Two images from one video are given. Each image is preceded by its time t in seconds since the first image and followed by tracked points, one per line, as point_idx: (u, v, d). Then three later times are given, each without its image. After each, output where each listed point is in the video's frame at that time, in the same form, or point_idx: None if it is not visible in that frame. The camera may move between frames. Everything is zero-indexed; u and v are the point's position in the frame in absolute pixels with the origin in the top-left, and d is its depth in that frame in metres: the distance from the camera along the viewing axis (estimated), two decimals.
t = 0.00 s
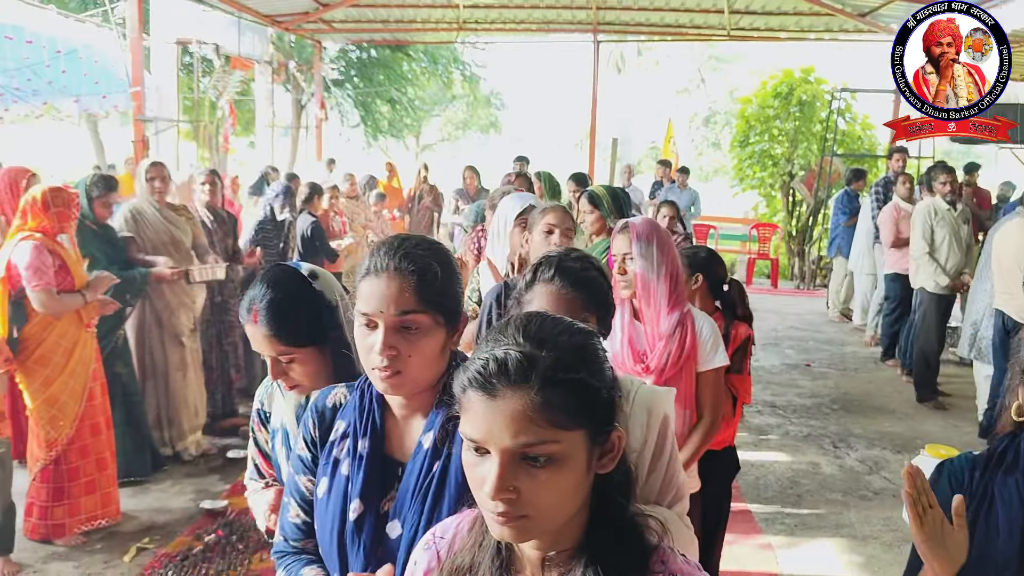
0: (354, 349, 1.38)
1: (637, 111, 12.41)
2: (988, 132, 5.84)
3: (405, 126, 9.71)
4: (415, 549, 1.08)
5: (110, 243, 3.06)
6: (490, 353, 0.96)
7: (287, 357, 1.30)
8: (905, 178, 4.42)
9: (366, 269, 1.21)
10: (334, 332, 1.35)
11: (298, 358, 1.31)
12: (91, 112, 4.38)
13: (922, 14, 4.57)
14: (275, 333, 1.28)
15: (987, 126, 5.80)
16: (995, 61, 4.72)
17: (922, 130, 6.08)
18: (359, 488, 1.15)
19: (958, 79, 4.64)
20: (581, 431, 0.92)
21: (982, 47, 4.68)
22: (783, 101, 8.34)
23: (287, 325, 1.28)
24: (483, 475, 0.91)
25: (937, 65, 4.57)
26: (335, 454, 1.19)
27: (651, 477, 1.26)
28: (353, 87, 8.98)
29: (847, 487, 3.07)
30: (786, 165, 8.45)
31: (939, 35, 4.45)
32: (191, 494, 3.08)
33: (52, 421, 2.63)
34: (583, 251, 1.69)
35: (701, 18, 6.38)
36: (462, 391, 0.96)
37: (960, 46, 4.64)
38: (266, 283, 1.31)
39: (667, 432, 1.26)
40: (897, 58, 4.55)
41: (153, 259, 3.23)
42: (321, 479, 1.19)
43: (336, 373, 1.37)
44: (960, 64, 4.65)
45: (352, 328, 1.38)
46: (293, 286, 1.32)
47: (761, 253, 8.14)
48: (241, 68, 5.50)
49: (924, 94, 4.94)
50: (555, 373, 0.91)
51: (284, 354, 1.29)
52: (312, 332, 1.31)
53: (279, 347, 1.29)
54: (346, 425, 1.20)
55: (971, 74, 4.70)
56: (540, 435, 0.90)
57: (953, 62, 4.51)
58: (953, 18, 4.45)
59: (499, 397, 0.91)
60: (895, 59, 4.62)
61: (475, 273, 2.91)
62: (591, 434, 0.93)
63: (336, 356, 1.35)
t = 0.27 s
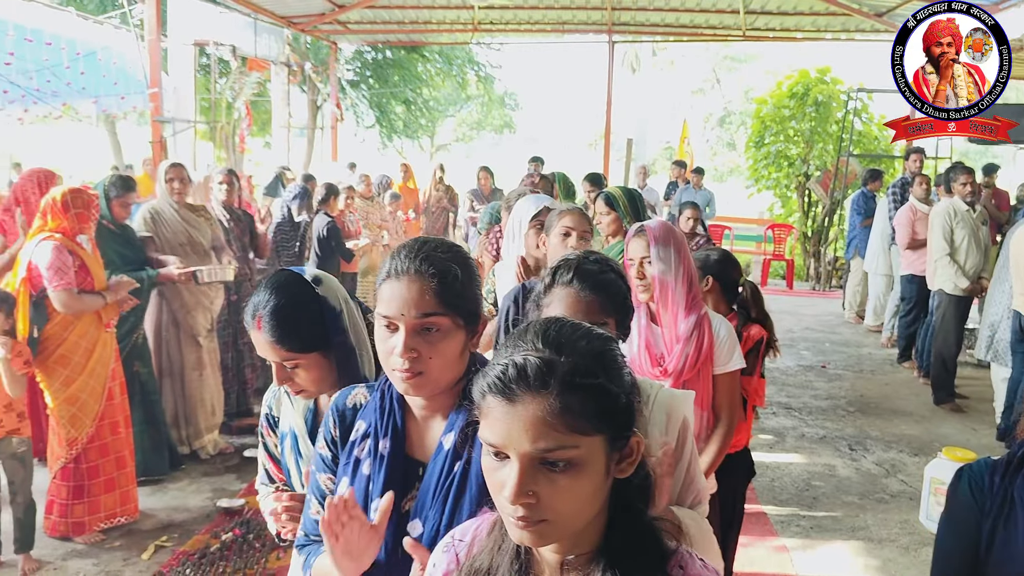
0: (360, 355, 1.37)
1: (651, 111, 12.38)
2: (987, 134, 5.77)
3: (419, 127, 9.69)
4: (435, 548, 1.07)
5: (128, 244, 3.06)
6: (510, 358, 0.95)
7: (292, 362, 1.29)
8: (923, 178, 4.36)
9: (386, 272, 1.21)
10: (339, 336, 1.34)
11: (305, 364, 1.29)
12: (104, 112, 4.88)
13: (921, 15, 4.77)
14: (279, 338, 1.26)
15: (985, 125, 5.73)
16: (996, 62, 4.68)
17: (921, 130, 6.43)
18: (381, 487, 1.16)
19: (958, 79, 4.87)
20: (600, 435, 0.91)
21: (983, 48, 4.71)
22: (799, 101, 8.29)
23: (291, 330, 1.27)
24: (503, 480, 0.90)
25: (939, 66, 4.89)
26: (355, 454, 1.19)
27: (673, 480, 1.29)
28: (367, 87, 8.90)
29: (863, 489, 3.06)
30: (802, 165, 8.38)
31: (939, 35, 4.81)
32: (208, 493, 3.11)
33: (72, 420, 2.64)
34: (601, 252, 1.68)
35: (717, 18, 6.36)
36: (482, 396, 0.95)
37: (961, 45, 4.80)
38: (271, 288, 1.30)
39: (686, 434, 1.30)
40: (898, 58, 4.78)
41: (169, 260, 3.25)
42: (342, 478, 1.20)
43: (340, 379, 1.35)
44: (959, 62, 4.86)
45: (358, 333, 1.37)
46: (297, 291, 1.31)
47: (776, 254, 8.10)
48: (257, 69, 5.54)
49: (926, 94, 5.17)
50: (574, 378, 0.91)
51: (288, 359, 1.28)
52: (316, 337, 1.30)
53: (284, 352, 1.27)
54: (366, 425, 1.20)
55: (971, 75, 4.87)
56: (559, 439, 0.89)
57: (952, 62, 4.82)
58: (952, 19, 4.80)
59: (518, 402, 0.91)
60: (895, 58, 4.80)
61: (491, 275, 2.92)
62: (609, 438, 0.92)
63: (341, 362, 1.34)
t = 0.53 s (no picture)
0: (371, 360, 1.37)
1: (670, 113, 12.40)
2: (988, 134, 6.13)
3: (438, 128, 9.68)
4: (457, 552, 1.07)
5: (151, 246, 3.10)
6: (534, 363, 0.94)
7: (301, 369, 1.29)
8: (946, 181, 4.32)
9: (410, 276, 1.21)
10: (349, 342, 1.34)
11: (313, 371, 1.30)
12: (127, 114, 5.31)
13: (922, 16, 5.11)
14: (289, 345, 1.27)
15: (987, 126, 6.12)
16: (996, 62, 5.06)
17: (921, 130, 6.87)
18: (404, 486, 1.16)
19: (958, 79, 5.05)
20: (624, 440, 0.91)
21: (983, 48, 5.07)
22: (819, 103, 8.26)
23: (301, 337, 1.27)
24: (527, 484, 0.90)
25: (939, 67, 5.06)
26: (380, 454, 1.19)
27: (694, 477, 1.29)
28: (387, 89, 9.04)
29: (885, 494, 3.03)
30: (823, 167, 8.33)
31: (939, 36, 5.01)
32: (230, 492, 3.13)
33: (97, 419, 2.68)
34: (625, 257, 1.65)
35: (737, 20, 6.36)
36: (505, 401, 0.95)
37: (962, 46, 5.05)
38: (281, 295, 1.31)
39: (705, 430, 1.30)
40: (897, 59, 5.05)
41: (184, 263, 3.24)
42: (366, 477, 1.19)
43: (351, 383, 1.36)
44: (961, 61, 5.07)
45: (369, 338, 1.37)
46: (307, 298, 1.31)
47: (797, 256, 8.06)
48: (279, 72, 5.61)
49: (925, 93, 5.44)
50: (598, 384, 0.90)
51: (298, 365, 1.29)
52: (326, 343, 1.31)
53: (293, 359, 1.28)
54: (391, 426, 1.19)
55: (971, 75, 5.10)
56: (583, 444, 0.89)
57: (953, 62, 4.99)
58: (953, 19, 5.06)
59: (542, 407, 0.90)
60: (895, 58, 5.12)
61: (512, 278, 2.92)
62: (633, 443, 0.92)
63: (351, 367, 1.34)
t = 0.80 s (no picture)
0: (388, 363, 1.34)
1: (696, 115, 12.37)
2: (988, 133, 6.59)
3: (466, 131, 9.74)
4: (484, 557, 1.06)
5: (183, 248, 3.14)
6: (564, 370, 0.92)
7: (320, 376, 1.27)
8: (977, 184, 4.27)
9: (439, 281, 1.19)
10: (366, 348, 1.32)
11: (331, 377, 1.27)
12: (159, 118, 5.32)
13: (922, 16, 5.33)
14: (306, 351, 1.25)
15: (987, 125, 6.59)
16: (995, 63, 5.43)
17: (923, 129, 7.30)
18: (431, 492, 1.13)
19: (958, 79, 5.41)
20: (655, 448, 0.88)
21: (982, 48, 5.41)
22: (848, 105, 8.21)
23: (318, 342, 1.25)
24: (557, 490, 0.88)
25: (939, 65, 5.38)
26: (409, 458, 1.16)
27: (717, 475, 1.26)
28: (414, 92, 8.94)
29: (916, 501, 2.99)
30: (853, 170, 8.25)
31: (939, 36, 5.32)
32: (258, 493, 3.16)
33: (129, 420, 2.71)
34: (655, 261, 1.57)
35: (765, 21, 6.33)
36: (536, 408, 0.92)
37: (961, 46, 5.40)
38: (297, 303, 1.30)
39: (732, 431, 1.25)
40: (898, 59, 5.29)
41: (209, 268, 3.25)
42: (395, 482, 1.17)
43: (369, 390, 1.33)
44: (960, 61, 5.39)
45: (386, 342, 1.34)
46: (323, 305, 1.30)
47: (825, 260, 7.99)
48: (308, 76, 5.67)
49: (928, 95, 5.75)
50: (629, 391, 0.88)
51: (316, 372, 1.26)
52: (343, 349, 1.28)
53: (311, 366, 1.26)
54: (420, 431, 1.18)
55: (971, 75, 5.46)
56: (614, 452, 0.86)
57: (952, 61, 5.32)
58: (952, 20, 5.36)
59: (573, 414, 0.88)
60: (895, 58, 5.26)
61: (539, 282, 2.91)
62: (664, 451, 0.89)
63: (369, 374, 1.32)
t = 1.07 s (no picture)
0: (397, 370, 1.34)
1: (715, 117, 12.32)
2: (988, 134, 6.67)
3: (483, 134, 9.80)
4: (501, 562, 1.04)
5: (202, 251, 3.16)
6: (585, 377, 0.91)
7: (329, 383, 1.28)
8: (1000, 187, 4.22)
9: (458, 285, 1.18)
10: (376, 353, 1.31)
11: (340, 384, 1.28)
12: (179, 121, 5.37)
13: (924, 16, 5.29)
14: (315, 359, 1.25)
15: (987, 125, 6.68)
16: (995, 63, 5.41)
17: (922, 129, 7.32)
18: (449, 493, 1.13)
19: (959, 79, 5.37)
20: (675, 456, 0.87)
21: (983, 48, 5.41)
22: (869, 107, 8.17)
23: (326, 351, 1.25)
24: (577, 498, 0.87)
25: (941, 66, 5.33)
26: (427, 461, 1.17)
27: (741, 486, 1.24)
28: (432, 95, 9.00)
29: (936, 507, 2.96)
30: (873, 172, 8.18)
31: (939, 36, 5.30)
32: (276, 494, 3.18)
33: (149, 421, 2.73)
34: (675, 266, 1.56)
35: (784, 23, 6.31)
36: (556, 414, 0.91)
37: (962, 45, 5.37)
38: (306, 309, 1.30)
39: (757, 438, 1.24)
40: (900, 60, 5.26)
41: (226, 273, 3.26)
42: (414, 484, 1.18)
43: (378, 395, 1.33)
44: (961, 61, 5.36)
45: (394, 349, 1.33)
46: (331, 311, 1.29)
47: (845, 263, 7.94)
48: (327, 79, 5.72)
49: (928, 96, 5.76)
50: (650, 399, 0.87)
51: (325, 380, 1.27)
52: (351, 356, 1.28)
53: (320, 373, 1.26)
54: (438, 434, 1.18)
55: (971, 75, 5.42)
56: (634, 459, 0.85)
57: (953, 61, 5.29)
58: (952, 19, 5.36)
59: (594, 421, 0.87)
60: (897, 58, 5.23)
61: (557, 286, 2.90)
62: (684, 459, 0.88)
63: (378, 380, 1.31)
